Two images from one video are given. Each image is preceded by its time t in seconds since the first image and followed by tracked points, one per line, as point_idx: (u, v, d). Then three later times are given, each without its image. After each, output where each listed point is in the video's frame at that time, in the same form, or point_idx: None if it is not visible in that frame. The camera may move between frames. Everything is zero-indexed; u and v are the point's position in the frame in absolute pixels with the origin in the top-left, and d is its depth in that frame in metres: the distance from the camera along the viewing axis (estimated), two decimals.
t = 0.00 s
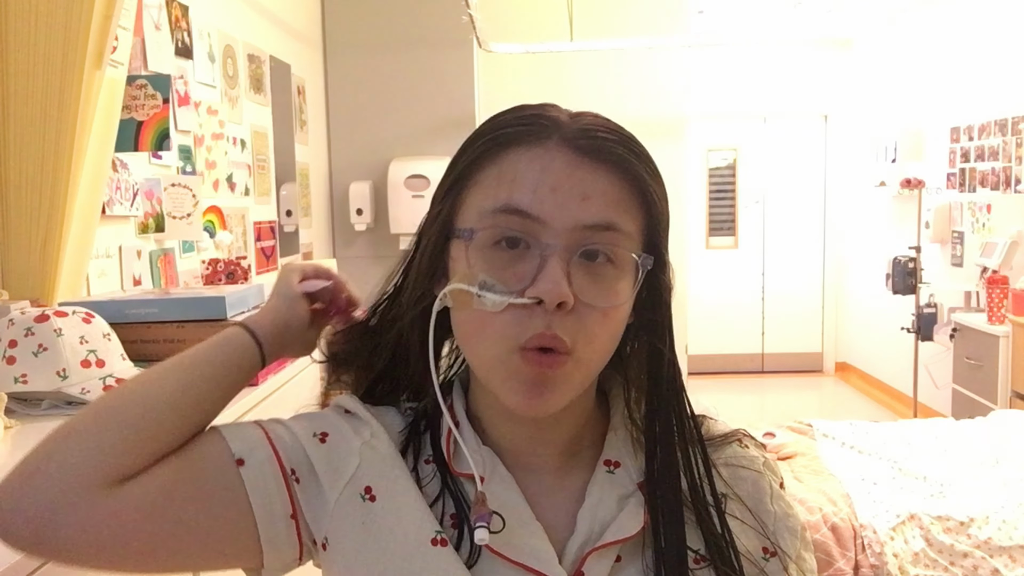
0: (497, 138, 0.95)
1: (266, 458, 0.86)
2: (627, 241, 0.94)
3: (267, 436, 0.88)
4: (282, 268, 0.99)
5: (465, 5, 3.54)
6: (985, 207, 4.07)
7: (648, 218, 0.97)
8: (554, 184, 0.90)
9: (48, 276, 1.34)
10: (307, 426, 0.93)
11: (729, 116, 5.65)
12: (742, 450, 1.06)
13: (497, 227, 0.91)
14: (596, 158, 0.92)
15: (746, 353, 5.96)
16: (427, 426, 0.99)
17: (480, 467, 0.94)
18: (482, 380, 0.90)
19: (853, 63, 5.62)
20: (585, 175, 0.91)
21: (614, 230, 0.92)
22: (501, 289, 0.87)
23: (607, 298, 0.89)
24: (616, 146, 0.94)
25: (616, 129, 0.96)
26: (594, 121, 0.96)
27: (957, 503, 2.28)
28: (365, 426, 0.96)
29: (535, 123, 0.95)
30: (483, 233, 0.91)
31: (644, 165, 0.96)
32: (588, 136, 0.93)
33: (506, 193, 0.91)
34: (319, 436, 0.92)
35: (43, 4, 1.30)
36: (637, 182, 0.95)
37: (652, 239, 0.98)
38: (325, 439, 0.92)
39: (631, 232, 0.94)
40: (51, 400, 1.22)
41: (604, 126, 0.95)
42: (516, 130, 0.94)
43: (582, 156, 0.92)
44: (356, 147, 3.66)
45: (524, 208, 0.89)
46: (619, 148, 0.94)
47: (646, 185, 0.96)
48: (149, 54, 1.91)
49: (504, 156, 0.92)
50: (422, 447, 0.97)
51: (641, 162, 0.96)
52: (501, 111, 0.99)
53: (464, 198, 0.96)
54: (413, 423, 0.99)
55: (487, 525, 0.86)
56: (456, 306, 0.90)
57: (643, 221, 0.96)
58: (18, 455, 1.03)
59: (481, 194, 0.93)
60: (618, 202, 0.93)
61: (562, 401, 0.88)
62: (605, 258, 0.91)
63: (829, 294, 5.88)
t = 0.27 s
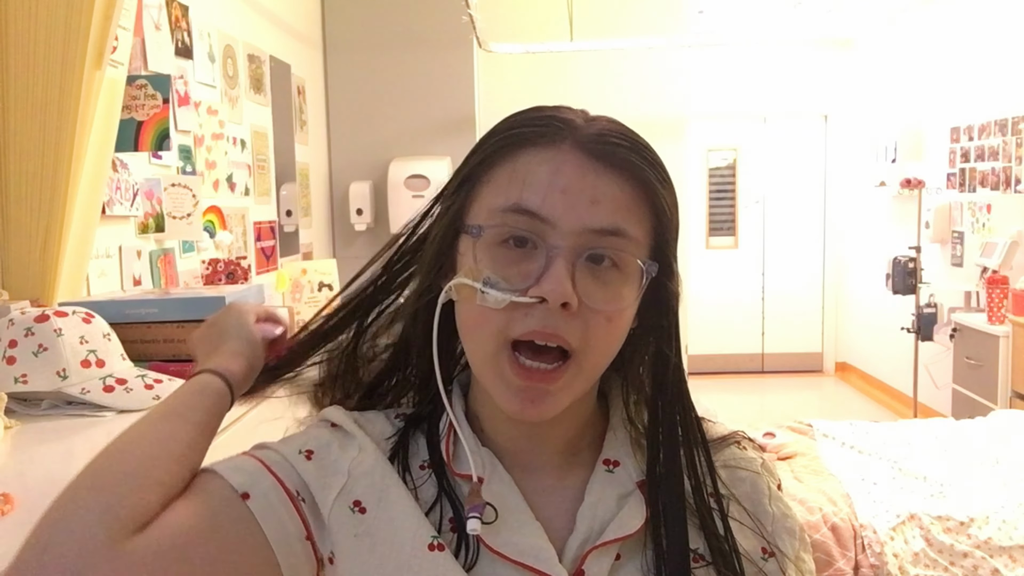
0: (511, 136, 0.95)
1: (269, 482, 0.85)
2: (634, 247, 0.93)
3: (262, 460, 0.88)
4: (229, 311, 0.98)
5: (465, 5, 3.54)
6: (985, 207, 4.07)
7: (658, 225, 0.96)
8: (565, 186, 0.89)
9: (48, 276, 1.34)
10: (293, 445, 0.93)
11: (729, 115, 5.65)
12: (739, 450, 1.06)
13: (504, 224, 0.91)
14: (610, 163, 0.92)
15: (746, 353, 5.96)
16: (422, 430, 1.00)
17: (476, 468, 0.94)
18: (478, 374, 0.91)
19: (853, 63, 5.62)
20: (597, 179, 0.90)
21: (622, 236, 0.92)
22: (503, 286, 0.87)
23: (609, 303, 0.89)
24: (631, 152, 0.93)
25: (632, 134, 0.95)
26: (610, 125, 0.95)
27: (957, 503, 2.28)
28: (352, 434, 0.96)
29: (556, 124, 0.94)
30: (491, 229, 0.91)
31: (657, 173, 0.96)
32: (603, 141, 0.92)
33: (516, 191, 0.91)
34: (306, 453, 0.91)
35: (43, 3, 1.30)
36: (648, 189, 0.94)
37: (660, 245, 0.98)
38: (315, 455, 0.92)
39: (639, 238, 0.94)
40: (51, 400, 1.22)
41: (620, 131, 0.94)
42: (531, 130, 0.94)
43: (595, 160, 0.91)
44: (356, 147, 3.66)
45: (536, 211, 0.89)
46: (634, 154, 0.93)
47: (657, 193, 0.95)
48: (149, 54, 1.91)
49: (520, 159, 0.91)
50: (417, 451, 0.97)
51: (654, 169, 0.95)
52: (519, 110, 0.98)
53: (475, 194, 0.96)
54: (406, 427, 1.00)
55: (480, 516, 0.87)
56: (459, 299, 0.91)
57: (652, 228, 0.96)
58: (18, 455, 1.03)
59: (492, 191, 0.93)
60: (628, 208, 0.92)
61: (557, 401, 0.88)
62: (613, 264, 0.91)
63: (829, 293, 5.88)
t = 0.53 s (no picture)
0: (534, 140, 0.95)
1: (271, 512, 0.83)
2: (646, 257, 0.93)
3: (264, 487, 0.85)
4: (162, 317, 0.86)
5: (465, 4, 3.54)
6: (985, 207, 4.07)
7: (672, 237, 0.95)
8: (581, 191, 0.89)
9: (48, 277, 1.34)
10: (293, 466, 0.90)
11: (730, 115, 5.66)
12: (737, 452, 1.07)
13: (518, 225, 0.91)
14: (628, 172, 0.91)
15: (746, 353, 5.97)
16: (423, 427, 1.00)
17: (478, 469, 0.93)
18: (487, 371, 0.91)
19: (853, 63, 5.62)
20: (614, 187, 0.90)
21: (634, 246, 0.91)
22: (513, 286, 0.88)
23: (617, 311, 0.89)
24: (651, 162, 0.93)
25: (654, 144, 0.94)
26: (634, 133, 0.94)
27: (957, 503, 2.28)
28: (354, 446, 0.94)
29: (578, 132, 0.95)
30: (506, 228, 0.92)
31: (677, 184, 0.95)
32: (624, 150, 0.92)
33: (534, 194, 0.91)
34: (301, 469, 0.88)
35: (43, 4, 1.30)
36: (664, 201, 0.94)
37: (676, 256, 0.97)
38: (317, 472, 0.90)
39: (652, 249, 0.94)
40: (51, 400, 1.22)
41: (642, 140, 0.94)
42: (555, 134, 0.95)
43: (616, 168, 0.91)
44: (356, 146, 3.65)
45: (551, 209, 0.90)
46: (654, 165, 0.93)
47: (674, 206, 0.95)
48: (149, 54, 1.91)
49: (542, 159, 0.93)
50: (415, 452, 0.96)
51: (671, 182, 0.94)
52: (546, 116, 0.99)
53: (496, 194, 0.97)
54: (404, 425, 0.98)
55: (477, 509, 0.87)
56: (473, 295, 0.92)
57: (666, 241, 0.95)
58: (19, 455, 1.03)
59: (511, 192, 0.94)
60: (641, 218, 0.92)
61: (560, 401, 0.88)
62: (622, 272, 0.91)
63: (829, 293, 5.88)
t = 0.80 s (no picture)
0: (502, 140, 0.94)
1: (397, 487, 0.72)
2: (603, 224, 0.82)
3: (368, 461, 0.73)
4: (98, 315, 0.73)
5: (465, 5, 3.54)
6: (985, 207, 4.07)
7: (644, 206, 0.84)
8: (517, 166, 0.85)
9: (48, 277, 1.34)
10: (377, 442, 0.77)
11: (729, 116, 5.67)
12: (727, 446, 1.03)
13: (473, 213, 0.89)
14: (566, 140, 0.84)
15: (746, 353, 5.98)
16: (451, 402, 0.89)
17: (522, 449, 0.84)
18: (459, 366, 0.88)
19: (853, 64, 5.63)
20: (548, 155, 0.83)
21: (580, 211, 0.82)
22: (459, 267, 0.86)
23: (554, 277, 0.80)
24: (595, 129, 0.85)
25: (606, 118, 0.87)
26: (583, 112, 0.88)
27: (957, 503, 2.28)
28: (428, 419, 0.83)
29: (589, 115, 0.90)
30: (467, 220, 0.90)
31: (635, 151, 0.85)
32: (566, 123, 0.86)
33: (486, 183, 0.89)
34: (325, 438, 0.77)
35: (43, 4, 1.30)
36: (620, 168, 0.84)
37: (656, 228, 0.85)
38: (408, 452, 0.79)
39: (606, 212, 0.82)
40: (51, 400, 1.22)
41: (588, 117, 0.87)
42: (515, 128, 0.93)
43: (557, 138, 0.85)
44: (356, 146, 3.66)
45: (545, 179, 0.83)
46: (597, 130, 0.85)
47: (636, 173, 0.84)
48: (150, 54, 1.91)
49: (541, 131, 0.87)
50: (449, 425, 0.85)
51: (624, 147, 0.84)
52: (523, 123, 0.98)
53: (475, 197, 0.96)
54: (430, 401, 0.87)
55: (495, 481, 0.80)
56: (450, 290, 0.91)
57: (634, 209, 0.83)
58: (18, 456, 1.02)
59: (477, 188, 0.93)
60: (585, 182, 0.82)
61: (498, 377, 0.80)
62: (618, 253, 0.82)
63: (829, 293, 5.88)
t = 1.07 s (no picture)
0: (507, 137, 0.97)
1: (418, 479, 0.72)
2: (605, 224, 0.85)
3: (385, 453, 0.73)
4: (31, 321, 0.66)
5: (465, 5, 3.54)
6: (985, 207, 4.07)
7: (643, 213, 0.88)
8: (525, 161, 0.87)
9: (48, 277, 1.34)
10: (390, 433, 0.77)
11: (729, 116, 5.68)
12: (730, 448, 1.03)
13: (478, 204, 0.91)
14: (574, 140, 0.87)
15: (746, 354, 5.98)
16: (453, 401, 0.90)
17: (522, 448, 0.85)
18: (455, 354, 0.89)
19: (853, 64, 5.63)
20: (557, 152, 0.86)
21: (585, 210, 0.85)
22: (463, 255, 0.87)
23: (559, 270, 0.82)
24: (601, 133, 0.88)
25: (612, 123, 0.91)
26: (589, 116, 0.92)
27: (957, 503, 2.28)
28: (433, 419, 0.84)
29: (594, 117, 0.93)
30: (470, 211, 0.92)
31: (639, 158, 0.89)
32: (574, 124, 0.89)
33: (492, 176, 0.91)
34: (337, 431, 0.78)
35: (42, 3, 1.30)
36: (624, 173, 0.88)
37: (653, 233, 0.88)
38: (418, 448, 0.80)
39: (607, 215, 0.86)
40: (51, 400, 1.22)
41: (596, 120, 0.91)
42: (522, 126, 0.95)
43: (565, 137, 0.87)
44: (356, 146, 3.65)
45: (552, 175, 0.85)
46: (604, 134, 0.88)
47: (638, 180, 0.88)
48: (149, 54, 1.91)
49: (550, 128, 0.89)
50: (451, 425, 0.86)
51: (628, 154, 0.88)
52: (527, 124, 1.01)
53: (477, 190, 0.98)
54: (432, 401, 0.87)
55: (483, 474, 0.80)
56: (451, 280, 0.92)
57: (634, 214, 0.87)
58: (18, 455, 1.02)
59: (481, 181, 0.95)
60: (590, 183, 0.86)
61: (498, 364, 0.81)
62: (615, 253, 0.85)
63: (829, 293, 5.88)
